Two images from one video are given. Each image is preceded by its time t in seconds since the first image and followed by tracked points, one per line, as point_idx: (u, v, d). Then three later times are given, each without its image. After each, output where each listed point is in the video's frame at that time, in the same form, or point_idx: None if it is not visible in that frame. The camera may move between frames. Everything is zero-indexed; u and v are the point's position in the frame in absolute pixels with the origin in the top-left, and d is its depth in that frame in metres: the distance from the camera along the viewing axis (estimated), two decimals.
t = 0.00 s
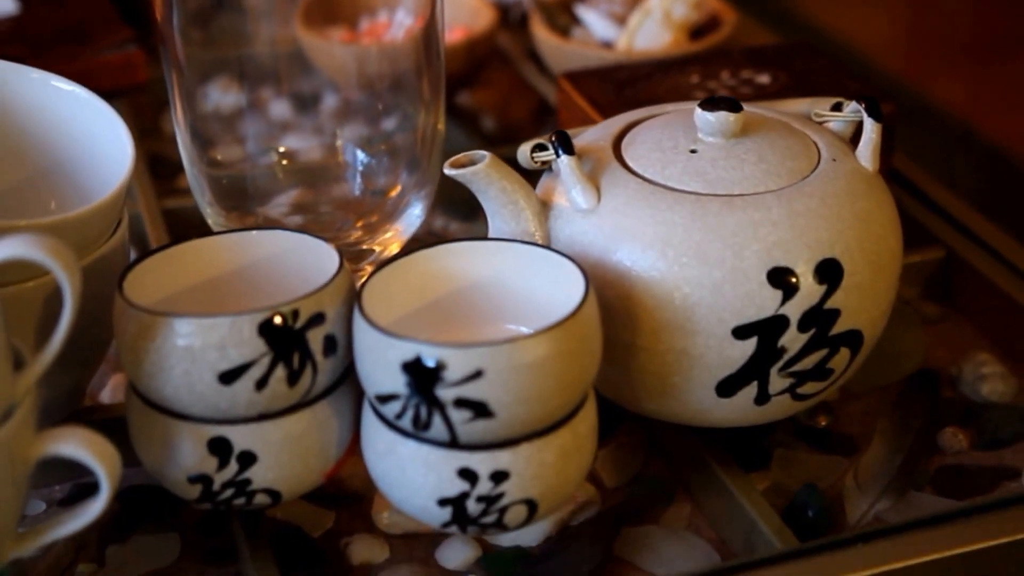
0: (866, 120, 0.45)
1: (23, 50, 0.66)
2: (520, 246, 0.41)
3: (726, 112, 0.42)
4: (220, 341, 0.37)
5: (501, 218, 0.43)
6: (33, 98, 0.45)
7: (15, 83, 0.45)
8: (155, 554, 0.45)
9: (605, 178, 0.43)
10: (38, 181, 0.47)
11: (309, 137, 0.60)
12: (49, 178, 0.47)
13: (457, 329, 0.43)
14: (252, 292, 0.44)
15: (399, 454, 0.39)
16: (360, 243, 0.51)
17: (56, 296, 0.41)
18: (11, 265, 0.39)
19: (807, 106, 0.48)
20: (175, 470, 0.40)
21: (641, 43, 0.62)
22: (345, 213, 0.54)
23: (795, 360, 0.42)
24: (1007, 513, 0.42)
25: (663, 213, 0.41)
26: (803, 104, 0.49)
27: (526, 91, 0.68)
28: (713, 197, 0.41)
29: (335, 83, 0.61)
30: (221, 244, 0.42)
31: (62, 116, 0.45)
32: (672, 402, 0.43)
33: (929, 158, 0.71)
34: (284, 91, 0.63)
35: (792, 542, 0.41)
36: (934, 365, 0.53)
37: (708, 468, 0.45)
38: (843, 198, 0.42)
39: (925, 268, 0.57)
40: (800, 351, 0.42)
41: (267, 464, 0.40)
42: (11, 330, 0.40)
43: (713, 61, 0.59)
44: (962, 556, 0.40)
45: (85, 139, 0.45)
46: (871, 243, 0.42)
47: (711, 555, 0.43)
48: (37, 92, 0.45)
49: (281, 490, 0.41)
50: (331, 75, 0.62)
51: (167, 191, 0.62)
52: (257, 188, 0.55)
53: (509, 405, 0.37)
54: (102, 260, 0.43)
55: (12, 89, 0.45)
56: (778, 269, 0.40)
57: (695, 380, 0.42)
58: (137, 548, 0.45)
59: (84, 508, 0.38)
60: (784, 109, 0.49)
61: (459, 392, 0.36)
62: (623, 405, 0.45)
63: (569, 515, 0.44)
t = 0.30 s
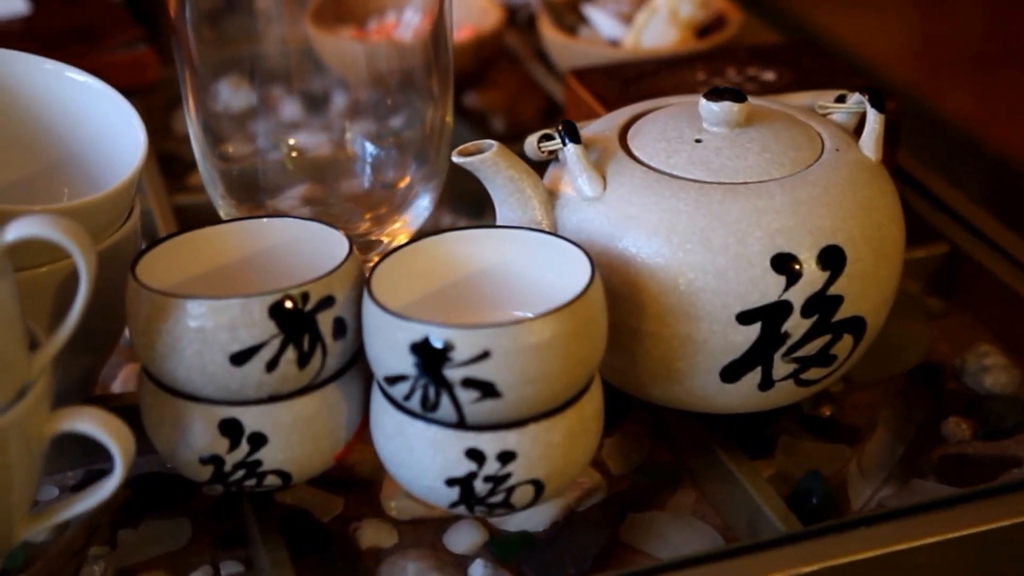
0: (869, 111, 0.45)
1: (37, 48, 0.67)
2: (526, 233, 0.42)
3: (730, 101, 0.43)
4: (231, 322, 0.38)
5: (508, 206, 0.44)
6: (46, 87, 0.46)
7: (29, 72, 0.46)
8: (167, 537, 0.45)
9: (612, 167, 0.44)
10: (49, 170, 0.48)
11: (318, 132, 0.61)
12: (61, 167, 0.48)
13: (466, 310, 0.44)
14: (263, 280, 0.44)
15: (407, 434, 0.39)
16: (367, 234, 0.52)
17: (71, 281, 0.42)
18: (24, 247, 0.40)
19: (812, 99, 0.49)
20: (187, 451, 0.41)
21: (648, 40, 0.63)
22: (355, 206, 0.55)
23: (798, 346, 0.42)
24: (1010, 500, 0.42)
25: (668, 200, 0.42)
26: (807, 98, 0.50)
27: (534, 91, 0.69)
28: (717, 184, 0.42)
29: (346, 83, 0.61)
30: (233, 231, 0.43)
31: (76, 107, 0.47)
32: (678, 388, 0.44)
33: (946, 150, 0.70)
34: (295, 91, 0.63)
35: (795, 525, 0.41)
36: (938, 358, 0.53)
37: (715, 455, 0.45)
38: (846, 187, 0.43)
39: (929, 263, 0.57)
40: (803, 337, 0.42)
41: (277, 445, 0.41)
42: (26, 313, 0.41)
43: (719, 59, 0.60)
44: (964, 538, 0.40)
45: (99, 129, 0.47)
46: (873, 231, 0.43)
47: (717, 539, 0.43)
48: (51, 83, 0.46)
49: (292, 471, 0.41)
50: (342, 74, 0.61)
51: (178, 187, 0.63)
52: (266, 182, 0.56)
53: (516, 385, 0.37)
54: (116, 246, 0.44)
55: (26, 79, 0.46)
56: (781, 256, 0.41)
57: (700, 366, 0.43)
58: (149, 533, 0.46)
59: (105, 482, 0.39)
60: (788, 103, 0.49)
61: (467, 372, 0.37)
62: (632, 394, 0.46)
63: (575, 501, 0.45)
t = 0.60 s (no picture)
0: (882, 104, 0.46)
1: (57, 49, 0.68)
2: (542, 223, 0.42)
3: (745, 94, 0.44)
4: (252, 307, 0.39)
5: (524, 197, 0.44)
6: (68, 80, 0.47)
7: (52, 65, 0.47)
8: (186, 524, 0.46)
9: (626, 158, 0.44)
10: (67, 162, 0.49)
11: (334, 132, 0.61)
12: (79, 158, 0.49)
13: (484, 302, 0.44)
14: (281, 270, 0.44)
15: (424, 418, 0.40)
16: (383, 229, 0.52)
17: (94, 268, 0.43)
18: (47, 233, 0.41)
19: (825, 94, 0.50)
20: (207, 436, 0.42)
21: (663, 40, 0.64)
22: (371, 199, 0.55)
23: (811, 334, 0.43)
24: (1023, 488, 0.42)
25: (683, 190, 0.42)
26: (820, 93, 0.50)
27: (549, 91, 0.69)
28: (731, 175, 0.43)
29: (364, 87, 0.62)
30: (251, 222, 0.44)
31: (98, 101, 0.48)
32: (692, 376, 0.44)
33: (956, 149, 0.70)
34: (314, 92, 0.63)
35: (806, 511, 0.41)
36: (950, 352, 0.53)
37: (728, 443, 0.46)
38: (858, 178, 0.43)
39: (940, 259, 0.57)
40: (816, 325, 0.43)
41: (297, 430, 0.41)
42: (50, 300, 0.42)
43: (732, 58, 0.60)
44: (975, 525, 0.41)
45: (122, 122, 0.48)
46: (885, 221, 0.43)
47: (726, 524, 0.43)
48: (75, 76, 0.47)
49: (310, 456, 0.42)
50: (360, 75, 0.63)
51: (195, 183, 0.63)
52: (284, 178, 0.56)
53: (532, 369, 0.38)
54: (140, 235, 0.44)
55: (48, 72, 0.47)
56: (794, 244, 0.41)
57: (712, 353, 0.43)
58: (169, 520, 0.46)
59: (125, 466, 0.41)
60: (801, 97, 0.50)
61: (483, 356, 0.38)
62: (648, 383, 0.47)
63: (589, 489, 0.45)
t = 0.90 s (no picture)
0: (902, 101, 0.46)
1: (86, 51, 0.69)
2: (566, 217, 0.43)
3: (766, 90, 0.44)
4: (282, 298, 0.39)
5: (548, 192, 0.45)
6: (100, 80, 0.49)
7: (84, 65, 0.48)
8: (214, 514, 0.47)
9: (649, 154, 0.45)
10: (99, 159, 0.51)
11: (358, 131, 0.62)
12: (110, 155, 0.51)
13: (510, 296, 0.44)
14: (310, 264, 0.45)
15: (450, 408, 0.41)
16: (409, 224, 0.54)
17: (127, 261, 0.44)
18: (81, 226, 0.42)
19: (845, 91, 0.50)
20: (237, 425, 0.42)
21: (684, 41, 0.65)
22: (396, 198, 0.56)
23: (831, 326, 0.43)
24: None
25: (705, 185, 0.43)
26: (839, 91, 0.51)
27: (570, 92, 0.70)
28: (752, 170, 0.43)
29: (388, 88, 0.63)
30: (281, 216, 0.44)
31: (128, 100, 0.49)
32: (713, 369, 0.45)
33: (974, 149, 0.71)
34: (339, 95, 0.64)
35: (826, 502, 0.42)
36: (968, 348, 0.54)
37: (749, 436, 0.47)
38: (878, 172, 0.44)
39: (957, 257, 0.58)
40: (836, 318, 0.43)
41: (325, 419, 0.42)
42: (85, 292, 0.43)
43: (752, 59, 0.61)
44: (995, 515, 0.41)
45: (151, 120, 0.49)
46: (905, 215, 0.44)
47: (746, 513, 0.44)
48: (105, 76, 0.49)
49: (338, 445, 0.43)
50: (384, 77, 0.64)
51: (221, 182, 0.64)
52: (311, 177, 0.57)
53: (556, 358, 0.39)
54: (172, 228, 0.45)
55: (81, 71, 0.48)
56: (815, 238, 0.42)
57: (733, 346, 0.44)
58: (197, 508, 0.47)
59: (157, 454, 0.41)
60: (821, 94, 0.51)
61: (508, 346, 0.38)
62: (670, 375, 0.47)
63: (612, 480, 0.46)
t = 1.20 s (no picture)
0: (929, 100, 0.47)
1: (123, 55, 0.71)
2: (597, 213, 0.44)
3: (795, 89, 0.45)
4: (318, 291, 0.40)
5: (579, 190, 0.46)
6: (140, 80, 0.50)
7: (125, 66, 0.50)
8: (251, 506, 0.48)
9: (679, 152, 0.46)
10: (137, 157, 0.52)
11: (390, 131, 0.63)
12: (148, 154, 0.52)
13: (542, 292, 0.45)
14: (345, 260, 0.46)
15: (484, 400, 0.41)
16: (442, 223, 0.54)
17: (167, 254, 0.45)
18: (124, 221, 0.43)
19: (873, 91, 0.51)
20: (274, 417, 0.43)
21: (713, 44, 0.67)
22: (428, 197, 0.57)
23: (859, 321, 0.44)
24: None
25: (734, 182, 0.44)
26: (867, 91, 0.51)
27: (597, 94, 0.71)
28: (781, 167, 0.44)
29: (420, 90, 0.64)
30: (318, 213, 0.45)
31: (168, 99, 0.51)
32: (742, 364, 0.46)
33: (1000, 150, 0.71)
34: (372, 98, 0.65)
35: (855, 493, 0.43)
36: (997, 345, 0.54)
37: (778, 431, 0.47)
38: (905, 169, 0.44)
39: (983, 256, 0.58)
40: (864, 312, 0.44)
41: (360, 411, 0.43)
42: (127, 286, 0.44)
43: (780, 60, 0.62)
44: None
45: (189, 119, 0.51)
46: (933, 211, 0.44)
47: (775, 507, 0.44)
48: (145, 77, 0.50)
49: (373, 437, 0.44)
50: (418, 80, 0.64)
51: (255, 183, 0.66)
52: (345, 176, 0.59)
53: (589, 350, 0.39)
54: (210, 224, 0.47)
55: (122, 72, 0.50)
56: (843, 233, 0.42)
57: (762, 340, 0.44)
58: (233, 500, 0.48)
59: (198, 443, 0.42)
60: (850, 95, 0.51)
61: (541, 338, 0.39)
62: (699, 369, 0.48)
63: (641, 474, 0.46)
